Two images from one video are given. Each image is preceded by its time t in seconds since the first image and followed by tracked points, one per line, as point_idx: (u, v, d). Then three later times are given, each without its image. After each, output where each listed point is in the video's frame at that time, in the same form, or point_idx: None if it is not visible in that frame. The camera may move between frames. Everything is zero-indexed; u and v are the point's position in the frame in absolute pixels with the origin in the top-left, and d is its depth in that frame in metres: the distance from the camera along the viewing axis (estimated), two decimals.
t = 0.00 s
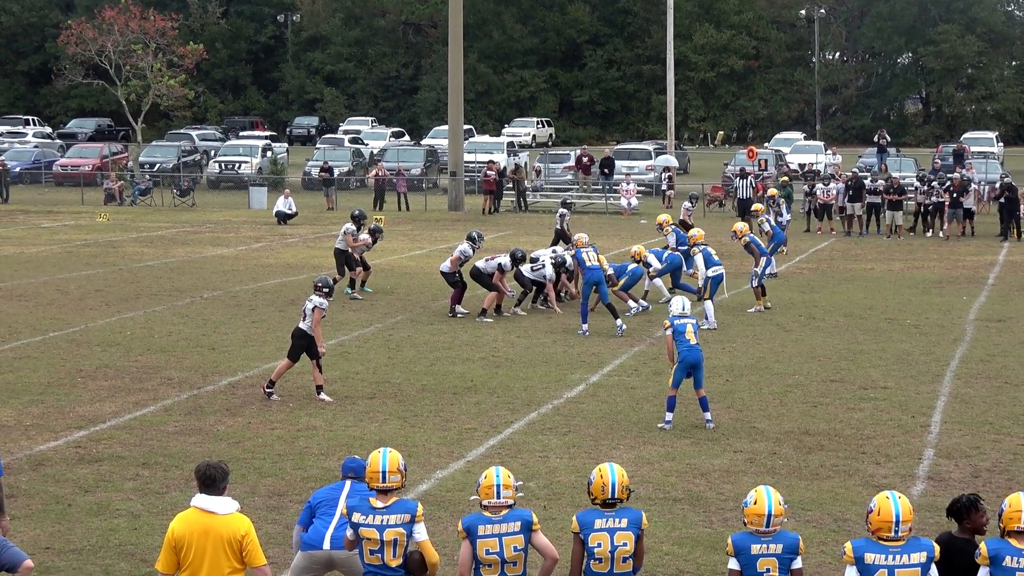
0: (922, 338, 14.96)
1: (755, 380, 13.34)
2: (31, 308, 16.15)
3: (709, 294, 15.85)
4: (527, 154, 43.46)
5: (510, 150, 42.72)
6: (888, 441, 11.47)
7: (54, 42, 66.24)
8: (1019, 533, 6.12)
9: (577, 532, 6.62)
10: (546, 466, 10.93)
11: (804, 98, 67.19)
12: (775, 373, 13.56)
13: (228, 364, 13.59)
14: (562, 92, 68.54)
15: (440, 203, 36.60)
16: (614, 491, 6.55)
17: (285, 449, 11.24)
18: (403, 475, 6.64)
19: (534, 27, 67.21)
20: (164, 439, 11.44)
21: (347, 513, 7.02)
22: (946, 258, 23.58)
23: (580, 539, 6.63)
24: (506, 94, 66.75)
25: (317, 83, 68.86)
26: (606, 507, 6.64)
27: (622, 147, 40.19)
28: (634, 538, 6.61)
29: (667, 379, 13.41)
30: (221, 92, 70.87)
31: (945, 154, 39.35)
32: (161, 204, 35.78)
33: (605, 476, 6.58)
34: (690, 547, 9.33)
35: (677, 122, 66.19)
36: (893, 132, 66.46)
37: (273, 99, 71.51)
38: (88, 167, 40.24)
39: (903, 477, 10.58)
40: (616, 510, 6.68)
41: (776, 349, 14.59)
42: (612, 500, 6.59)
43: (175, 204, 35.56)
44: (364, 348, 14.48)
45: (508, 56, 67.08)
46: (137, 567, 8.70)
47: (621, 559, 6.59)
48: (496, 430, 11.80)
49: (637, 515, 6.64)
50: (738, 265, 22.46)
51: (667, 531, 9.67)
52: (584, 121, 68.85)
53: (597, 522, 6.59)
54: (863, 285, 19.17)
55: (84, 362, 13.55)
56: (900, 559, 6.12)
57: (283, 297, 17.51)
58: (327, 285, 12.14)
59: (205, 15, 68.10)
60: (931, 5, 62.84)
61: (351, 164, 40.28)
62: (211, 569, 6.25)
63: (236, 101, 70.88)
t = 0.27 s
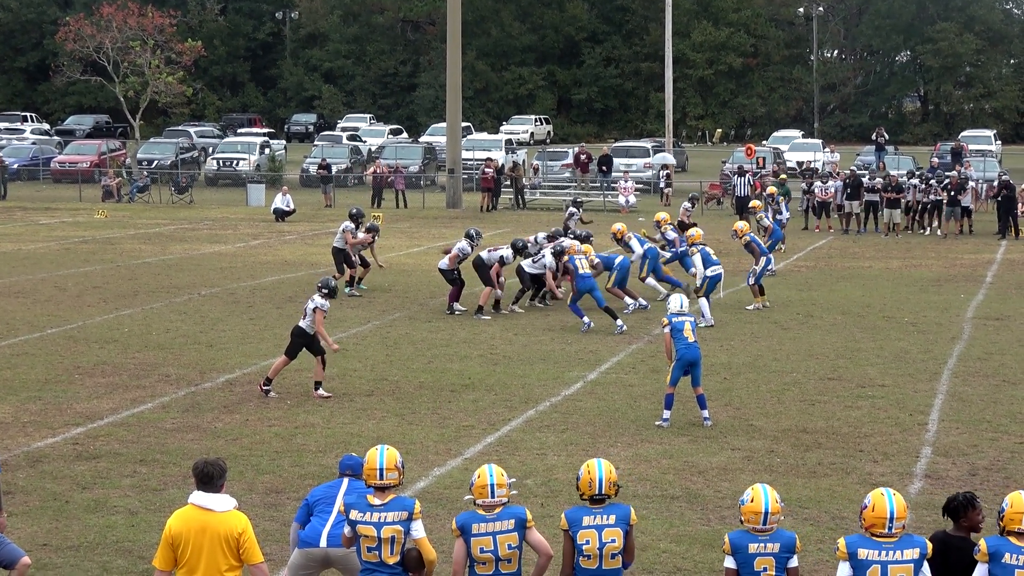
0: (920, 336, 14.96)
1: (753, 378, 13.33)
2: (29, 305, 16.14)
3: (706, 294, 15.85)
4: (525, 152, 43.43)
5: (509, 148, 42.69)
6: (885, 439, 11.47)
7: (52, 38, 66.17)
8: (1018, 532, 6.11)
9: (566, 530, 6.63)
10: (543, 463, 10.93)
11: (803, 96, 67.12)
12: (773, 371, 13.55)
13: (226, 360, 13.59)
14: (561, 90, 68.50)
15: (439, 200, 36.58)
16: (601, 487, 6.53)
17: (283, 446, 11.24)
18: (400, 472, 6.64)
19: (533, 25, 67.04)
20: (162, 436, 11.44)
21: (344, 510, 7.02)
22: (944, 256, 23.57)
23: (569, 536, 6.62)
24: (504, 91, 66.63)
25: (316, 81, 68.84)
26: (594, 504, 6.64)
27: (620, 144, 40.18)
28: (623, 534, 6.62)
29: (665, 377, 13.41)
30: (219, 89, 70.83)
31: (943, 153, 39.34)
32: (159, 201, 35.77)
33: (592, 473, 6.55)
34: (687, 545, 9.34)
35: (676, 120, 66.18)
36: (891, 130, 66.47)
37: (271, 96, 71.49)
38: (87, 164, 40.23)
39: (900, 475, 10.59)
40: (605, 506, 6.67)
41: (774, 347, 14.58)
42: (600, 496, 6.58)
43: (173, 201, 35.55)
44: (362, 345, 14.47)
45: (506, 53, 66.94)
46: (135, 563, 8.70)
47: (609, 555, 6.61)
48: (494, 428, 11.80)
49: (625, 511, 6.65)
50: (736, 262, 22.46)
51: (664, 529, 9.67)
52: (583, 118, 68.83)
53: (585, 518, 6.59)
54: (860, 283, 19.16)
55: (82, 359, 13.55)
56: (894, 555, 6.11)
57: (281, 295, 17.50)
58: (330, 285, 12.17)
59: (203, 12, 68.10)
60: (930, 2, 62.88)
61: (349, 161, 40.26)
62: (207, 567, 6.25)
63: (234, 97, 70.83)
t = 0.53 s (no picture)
0: (918, 334, 14.97)
1: (751, 376, 13.34)
2: (27, 302, 16.14)
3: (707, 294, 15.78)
4: (523, 150, 43.44)
5: (506, 145, 42.68)
6: (883, 437, 11.48)
7: (49, 35, 66.06)
8: (1010, 532, 6.11)
9: (555, 526, 6.64)
10: (541, 461, 10.93)
11: (800, 94, 67.22)
12: (770, 369, 13.56)
13: (224, 357, 13.59)
14: (559, 88, 68.50)
15: (437, 197, 36.57)
16: (589, 483, 6.55)
17: (281, 443, 11.25)
18: (398, 469, 6.65)
19: (531, 23, 66.83)
20: (159, 433, 11.44)
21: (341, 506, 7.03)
22: (942, 255, 23.57)
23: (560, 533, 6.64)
24: (502, 89, 66.37)
25: (313, 78, 68.83)
26: (582, 501, 6.65)
27: (618, 142, 40.19)
28: (611, 531, 6.63)
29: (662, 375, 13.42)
30: (217, 86, 70.82)
31: (941, 151, 39.36)
32: (157, 198, 35.75)
33: (580, 469, 6.58)
34: (685, 542, 9.34)
35: (673, 118, 66.23)
36: (889, 128, 66.53)
37: (269, 93, 71.50)
38: (84, 161, 40.21)
39: (898, 473, 10.60)
40: (593, 502, 6.69)
41: (772, 345, 14.59)
42: (589, 492, 6.60)
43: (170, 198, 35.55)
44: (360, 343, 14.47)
45: (504, 51, 66.63)
46: (133, 560, 8.70)
47: (598, 552, 6.62)
48: (491, 425, 11.81)
49: (613, 507, 6.67)
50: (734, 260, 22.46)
51: (661, 526, 9.68)
52: (581, 116, 68.83)
53: (573, 516, 6.61)
54: (858, 281, 19.17)
55: (80, 356, 13.55)
56: (883, 550, 6.12)
57: (278, 292, 17.51)
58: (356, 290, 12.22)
59: (201, 9, 68.09)
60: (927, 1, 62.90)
61: (347, 158, 40.26)
62: (205, 564, 6.25)
63: (232, 95, 70.78)
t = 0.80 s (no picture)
0: (916, 332, 14.96)
1: (749, 374, 13.33)
2: (24, 300, 16.14)
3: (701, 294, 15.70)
4: (522, 147, 43.43)
5: (504, 143, 42.66)
6: (880, 434, 11.48)
7: (47, 33, 65.99)
8: (997, 528, 6.14)
9: (545, 523, 6.66)
10: (539, 458, 10.94)
11: (798, 92, 67.23)
12: (768, 367, 13.55)
13: (222, 355, 13.60)
14: (557, 85, 68.51)
15: (435, 195, 36.57)
16: (581, 481, 6.56)
17: (278, 441, 11.24)
18: (396, 466, 6.67)
19: (529, 20, 66.84)
20: (157, 431, 11.43)
21: (339, 504, 7.03)
22: (940, 252, 23.59)
23: (553, 529, 6.64)
24: (501, 87, 66.48)
25: (311, 76, 68.81)
26: (573, 498, 6.67)
27: (616, 140, 40.18)
28: (601, 528, 6.64)
29: (660, 373, 13.41)
30: (215, 84, 70.78)
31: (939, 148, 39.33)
32: (155, 196, 35.75)
33: (572, 466, 6.60)
34: (683, 540, 9.34)
35: (671, 115, 66.38)
36: (887, 126, 66.53)
37: (267, 91, 71.48)
38: (82, 159, 40.23)
39: (895, 471, 10.60)
40: (584, 500, 6.70)
41: (769, 343, 14.58)
42: (580, 489, 6.61)
43: (169, 195, 35.53)
44: (358, 340, 14.47)
45: (501, 49, 66.57)
46: (131, 558, 8.69)
47: (589, 550, 6.62)
48: (489, 423, 11.81)
49: (605, 505, 6.68)
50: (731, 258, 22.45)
51: (659, 524, 9.68)
52: (579, 114, 68.85)
53: (563, 513, 6.62)
54: (856, 279, 19.18)
55: (78, 353, 13.54)
56: (873, 545, 6.13)
57: (276, 290, 17.50)
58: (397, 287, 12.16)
59: (199, 7, 68.19)
60: None
61: (345, 156, 40.26)
62: (203, 561, 6.25)
63: (230, 93, 70.77)
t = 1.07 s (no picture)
0: (913, 329, 14.97)
1: (745, 371, 13.33)
2: (22, 296, 16.13)
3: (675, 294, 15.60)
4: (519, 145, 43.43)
5: (501, 141, 42.65)
6: (877, 431, 11.48)
7: (44, 30, 65.88)
8: (989, 524, 6.12)
9: (538, 520, 6.66)
10: (536, 455, 10.94)
11: (796, 89, 67.13)
12: (765, 364, 13.55)
13: (219, 352, 13.59)
14: (554, 82, 68.50)
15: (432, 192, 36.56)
16: (574, 478, 6.59)
17: (276, 438, 11.25)
18: (392, 463, 6.65)
19: (526, 17, 67.15)
20: (154, 428, 11.43)
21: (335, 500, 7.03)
22: (937, 249, 23.58)
23: (547, 527, 6.63)
24: (497, 84, 66.25)
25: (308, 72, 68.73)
26: (566, 494, 6.68)
27: (613, 137, 40.16)
28: (594, 524, 6.65)
29: (657, 370, 13.41)
30: (212, 81, 70.70)
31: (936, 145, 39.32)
32: (152, 193, 35.74)
33: (566, 463, 6.61)
34: (680, 537, 9.34)
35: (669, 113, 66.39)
36: (884, 124, 66.49)
37: (264, 87, 71.38)
38: (79, 156, 40.22)
39: (892, 467, 10.60)
40: (577, 496, 6.71)
41: (766, 340, 14.59)
42: (574, 486, 6.63)
43: (166, 192, 35.51)
44: (355, 337, 14.46)
45: (499, 46, 66.77)
46: (128, 555, 8.70)
47: (582, 546, 6.62)
48: (486, 420, 11.81)
49: (598, 501, 6.69)
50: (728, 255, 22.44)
51: (656, 521, 9.68)
52: (576, 111, 68.86)
53: (556, 509, 6.63)
54: (853, 276, 19.18)
55: (75, 350, 13.54)
56: (866, 541, 6.13)
57: (273, 287, 17.50)
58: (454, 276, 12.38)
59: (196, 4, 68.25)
60: None
61: (342, 153, 40.25)
62: (200, 558, 6.25)
63: (227, 89, 70.77)
